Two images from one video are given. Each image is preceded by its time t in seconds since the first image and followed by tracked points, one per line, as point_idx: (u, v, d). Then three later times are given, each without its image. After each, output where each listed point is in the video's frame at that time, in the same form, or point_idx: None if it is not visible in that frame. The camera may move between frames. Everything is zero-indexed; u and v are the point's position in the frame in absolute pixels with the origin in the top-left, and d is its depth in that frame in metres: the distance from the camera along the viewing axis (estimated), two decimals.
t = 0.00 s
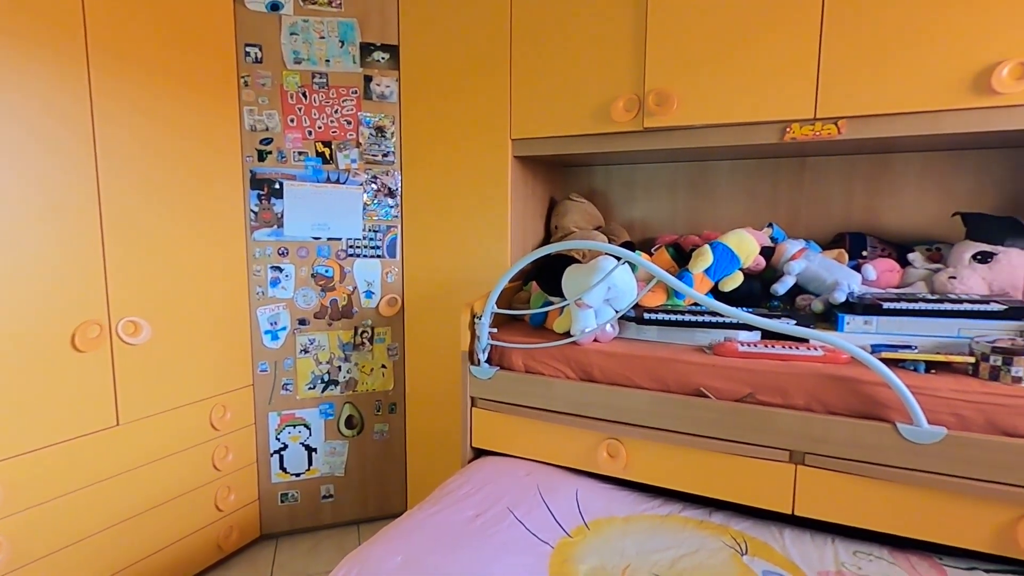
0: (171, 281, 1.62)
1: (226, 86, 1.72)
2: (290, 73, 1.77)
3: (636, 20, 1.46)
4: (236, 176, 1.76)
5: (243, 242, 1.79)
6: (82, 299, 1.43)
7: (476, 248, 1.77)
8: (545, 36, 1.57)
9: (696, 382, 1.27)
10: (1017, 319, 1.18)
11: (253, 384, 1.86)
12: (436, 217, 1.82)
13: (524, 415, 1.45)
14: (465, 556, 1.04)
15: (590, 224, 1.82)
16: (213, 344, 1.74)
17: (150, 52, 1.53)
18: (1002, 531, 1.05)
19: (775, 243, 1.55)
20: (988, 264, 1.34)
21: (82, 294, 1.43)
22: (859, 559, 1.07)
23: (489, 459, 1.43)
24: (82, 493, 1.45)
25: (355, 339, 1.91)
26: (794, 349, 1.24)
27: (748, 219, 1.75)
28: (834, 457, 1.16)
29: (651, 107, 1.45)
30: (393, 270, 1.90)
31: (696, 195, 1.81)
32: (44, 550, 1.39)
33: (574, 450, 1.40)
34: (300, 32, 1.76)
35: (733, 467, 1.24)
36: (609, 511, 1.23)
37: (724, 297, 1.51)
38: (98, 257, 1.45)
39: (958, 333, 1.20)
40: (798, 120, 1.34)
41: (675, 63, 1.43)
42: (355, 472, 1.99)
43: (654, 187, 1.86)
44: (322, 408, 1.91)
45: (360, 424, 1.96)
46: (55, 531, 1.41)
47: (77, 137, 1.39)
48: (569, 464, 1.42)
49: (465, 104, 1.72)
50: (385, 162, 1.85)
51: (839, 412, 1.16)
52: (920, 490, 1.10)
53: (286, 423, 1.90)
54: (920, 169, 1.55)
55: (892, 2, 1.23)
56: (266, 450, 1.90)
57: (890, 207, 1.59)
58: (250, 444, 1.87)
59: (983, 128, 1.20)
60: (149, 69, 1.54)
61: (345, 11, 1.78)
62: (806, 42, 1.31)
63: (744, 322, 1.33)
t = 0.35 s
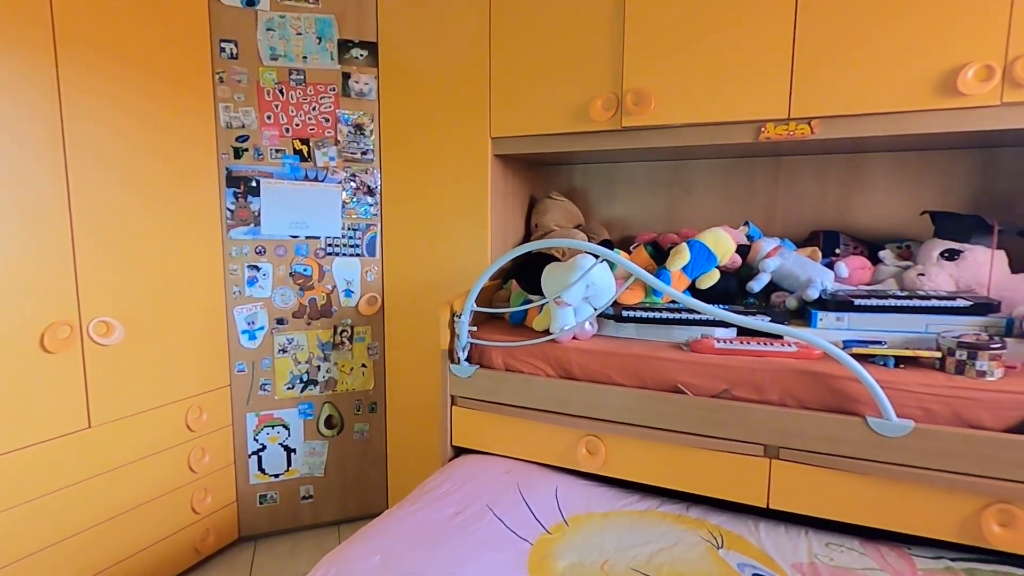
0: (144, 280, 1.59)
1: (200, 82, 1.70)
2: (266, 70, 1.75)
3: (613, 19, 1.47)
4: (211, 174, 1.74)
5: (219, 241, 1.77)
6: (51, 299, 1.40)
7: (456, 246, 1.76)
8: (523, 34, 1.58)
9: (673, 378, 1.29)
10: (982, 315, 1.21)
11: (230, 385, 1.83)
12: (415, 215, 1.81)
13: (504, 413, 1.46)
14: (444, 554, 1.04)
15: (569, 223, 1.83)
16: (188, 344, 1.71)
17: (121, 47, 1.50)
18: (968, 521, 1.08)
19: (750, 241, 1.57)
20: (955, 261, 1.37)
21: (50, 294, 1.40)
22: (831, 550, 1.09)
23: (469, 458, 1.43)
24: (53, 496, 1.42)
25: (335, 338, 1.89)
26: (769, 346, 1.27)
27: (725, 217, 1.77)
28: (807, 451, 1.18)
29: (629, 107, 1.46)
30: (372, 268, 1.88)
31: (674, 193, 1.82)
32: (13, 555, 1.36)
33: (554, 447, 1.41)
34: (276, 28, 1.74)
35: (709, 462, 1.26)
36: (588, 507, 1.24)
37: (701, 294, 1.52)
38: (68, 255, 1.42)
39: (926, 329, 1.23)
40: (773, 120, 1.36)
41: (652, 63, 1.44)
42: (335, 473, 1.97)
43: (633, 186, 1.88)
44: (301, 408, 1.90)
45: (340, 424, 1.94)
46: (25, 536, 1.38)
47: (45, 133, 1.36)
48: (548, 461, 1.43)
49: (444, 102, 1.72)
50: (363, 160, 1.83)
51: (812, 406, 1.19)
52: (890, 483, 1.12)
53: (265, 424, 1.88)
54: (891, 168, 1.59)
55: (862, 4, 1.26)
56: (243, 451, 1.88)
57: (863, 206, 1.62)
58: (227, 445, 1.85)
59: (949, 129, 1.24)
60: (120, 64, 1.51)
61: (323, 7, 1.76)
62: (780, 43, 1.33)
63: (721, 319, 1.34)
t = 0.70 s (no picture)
0: (117, 280, 1.57)
1: (175, 78, 1.67)
2: (243, 66, 1.72)
3: (593, 18, 1.48)
4: (187, 172, 1.72)
5: (195, 239, 1.75)
6: (20, 299, 1.37)
7: (437, 244, 1.75)
8: (503, 32, 1.57)
9: (653, 375, 1.30)
10: (951, 311, 1.24)
11: (208, 385, 1.81)
12: (396, 213, 1.80)
13: (485, 411, 1.46)
14: (424, 554, 1.03)
15: (551, 221, 1.83)
16: (163, 344, 1.69)
17: (92, 42, 1.48)
18: (937, 511, 1.11)
19: (729, 239, 1.59)
20: (926, 259, 1.40)
21: (19, 294, 1.36)
22: (806, 543, 1.11)
23: (450, 456, 1.43)
24: (24, 501, 1.39)
25: (314, 338, 1.87)
26: (746, 342, 1.28)
27: (704, 215, 1.79)
28: (783, 446, 1.20)
29: (608, 106, 1.46)
30: (352, 267, 1.86)
31: (655, 192, 1.84)
32: None
33: (535, 445, 1.41)
34: (253, 23, 1.72)
35: (688, 458, 1.27)
36: (569, 504, 1.25)
37: (680, 292, 1.54)
38: (37, 254, 1.39)
39: (898, 325, 1.26)
40: (749, 120, 1.38)
41: (631, 62, 1.45)
42: (316, 473, 1.95)
43: (614, 184, 1.88)
44: (281, 409, 1.88)
45: (321, 424, 1.92)
46: None
47: (12, 129, 1.33)
48: (529, 459, 1.43)
49: (425, 100, 1.71)
50: (343, 158, 1.81)
51: (787, 401, 1.20)
52: (863, 476, 1.14)
53: (243, 425, 1.86)
54: (865, 168, 1.62)
55: (836, 5, 1.28)
56: (222, 452, 1.86)
57: (839, 204, 1.65)
58: (205, 446, 1.82)
59: (919, 128, 1.26)
60: (91, 60, 1.48)
61: (301, 3, 1.74)
62: (756, 43, 1.34)
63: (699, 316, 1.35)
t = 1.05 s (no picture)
0: (94, 280, 1.54)
1: (153, 75, 1.65)
2: (223, 64, 1.70)
3: (576, 18, 1.48)
4: (166, 170, 1.70)
5: (175, 239, 1.73)
6: None
7: (422, 244, 1.75)
8: (487, 30, 1.57)
9: (636, 374, 1.30)
10: (928, 308, 1.26)
11: (189, 387, 1.79)
12: (380, 212, 1.78)
13: (470, 411, 1.45)
14: (407, 555, 1.03)
15: (536, 221, 1.83)
16: (142, 346, 1.66)
17: (67, 39, 1.45)
18: (915, 506, 1.12)
19: (712, 239, 1.60)
20: (904, 257, 1.42)
21: None
22: (788, 539, 1.12)
23: (435, 457, 1.42)
24: None
25: (298, 338, 1.85)
26: (729, 340, 1.29)
27: (688, 215, 1.80)
28: (765, 443, 1.21)
29: (592, 105, 1.47)
30: (336, 267, 1.85)
31: (639, 192, 1.85)
32: None
33: (519, 445, 1.41)
34: (234, 20, 1.70)
35: (672, 455, 1.28)
36: (553, 503, 1.25)
37: (664, 291, 1.55)
38: (10, 255, 1.37)
39: (877, 323, 1.27)
40: (731, 120, 1.39)
41: (614, 62, 1.45)
42: (300, 476, 1.93)
43: (599, 184, 1.89)
44: (264, 410, 1.86)
45: (304, 426, 1.91)
46: None
47: None
48: (514, 459, 1.43)
49: (408, 98, 1.70)
50: (326, 157, 1.80)
51: (769, 399, 1.21)
52: (843, 472, 1.16)
53: (225, 427, 1.84)
54: (846, 168, 1.64)
55: (816, 7, 1.29)
56: (203, 455, 1.83)
57: (820, 204, 1.67)
58: (186, 449, 1.80)
59: (896, 130, 1.28)
60: (66, 57, 1.46)
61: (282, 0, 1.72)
62: (738, 44, 1.35)
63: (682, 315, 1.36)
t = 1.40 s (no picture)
0: (68, 281, 1.51)
1: (130, 73, 1.62)
2: (202, 61, 1.68)
3: (558, 18, 1.48)
4: (143, 169, 1.67)
5: (153, 239, 1.70)
6: None
7: (405, 244, 1.73)
8: (470, 29, 1.57)
9: (619, 373, 1.31)
10: (904, 307, 1.28)
11: (168, 389, 1.76)
12: (363, 212, 1.76)
13: (454, 411, 1.45)
14: (389, 557, 1.02)
15: (520, 220, 1.83)
16: (118, 348, 1.64)
17: (39, 34, 1.42)
18: (892, 501, 1.14)
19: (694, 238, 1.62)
20: (881, 257, 1.45)
21: None
22: (769, 535, 1.13)
23: (419, 458, 1.42)
24: None
25: (280, 339, 1.83)
26: (710, 339, 1.30)
27: (671, 215, 1.81)
28: (746, 441, 1.22)
29: (574, 105, 1.47)
30: (318, 267, 1.83)
31: (622, 192, 1.85)
32: None
33: (503, 445, 1.41)
34: (213, 17, 1.68)
35: (654, 454, 1.29)
36: (537, 502, 1.25)
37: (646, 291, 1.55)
38: None
39: (854, 321, 1.29)
40: (713, 120, 1.40)
41: (596, 62, 1.46)
42: (282, 478, 1.91)
43: (582, 184, 1.90)
44: (245, 412, 1.84)
45: (286, 428, 1.88)
46: None
47: None
48: (497, 459, 1.43)
49: (391, 97, 1.68)
50: (308, 156, 1.77)
51: (750, 397, 1.23)
52: (822, 468, 1.17)
53: (205, 429, 1.82)
54: (825, 169, 1.66)
55: (795, 10, 1.31)
56: (183, 458, 1.81)
57: (800, 204, 1.69)
58: (165, 452, 1.77)
59: (873, 131, 1.30)
60: (39, 53, 1.43)
61: None
62: (718, 45, 1.37)
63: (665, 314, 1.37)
